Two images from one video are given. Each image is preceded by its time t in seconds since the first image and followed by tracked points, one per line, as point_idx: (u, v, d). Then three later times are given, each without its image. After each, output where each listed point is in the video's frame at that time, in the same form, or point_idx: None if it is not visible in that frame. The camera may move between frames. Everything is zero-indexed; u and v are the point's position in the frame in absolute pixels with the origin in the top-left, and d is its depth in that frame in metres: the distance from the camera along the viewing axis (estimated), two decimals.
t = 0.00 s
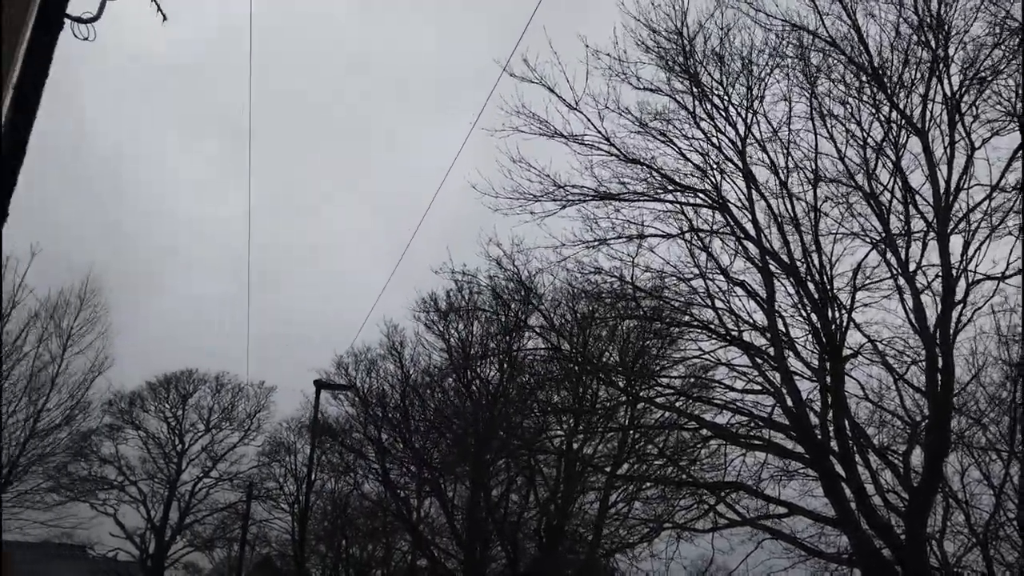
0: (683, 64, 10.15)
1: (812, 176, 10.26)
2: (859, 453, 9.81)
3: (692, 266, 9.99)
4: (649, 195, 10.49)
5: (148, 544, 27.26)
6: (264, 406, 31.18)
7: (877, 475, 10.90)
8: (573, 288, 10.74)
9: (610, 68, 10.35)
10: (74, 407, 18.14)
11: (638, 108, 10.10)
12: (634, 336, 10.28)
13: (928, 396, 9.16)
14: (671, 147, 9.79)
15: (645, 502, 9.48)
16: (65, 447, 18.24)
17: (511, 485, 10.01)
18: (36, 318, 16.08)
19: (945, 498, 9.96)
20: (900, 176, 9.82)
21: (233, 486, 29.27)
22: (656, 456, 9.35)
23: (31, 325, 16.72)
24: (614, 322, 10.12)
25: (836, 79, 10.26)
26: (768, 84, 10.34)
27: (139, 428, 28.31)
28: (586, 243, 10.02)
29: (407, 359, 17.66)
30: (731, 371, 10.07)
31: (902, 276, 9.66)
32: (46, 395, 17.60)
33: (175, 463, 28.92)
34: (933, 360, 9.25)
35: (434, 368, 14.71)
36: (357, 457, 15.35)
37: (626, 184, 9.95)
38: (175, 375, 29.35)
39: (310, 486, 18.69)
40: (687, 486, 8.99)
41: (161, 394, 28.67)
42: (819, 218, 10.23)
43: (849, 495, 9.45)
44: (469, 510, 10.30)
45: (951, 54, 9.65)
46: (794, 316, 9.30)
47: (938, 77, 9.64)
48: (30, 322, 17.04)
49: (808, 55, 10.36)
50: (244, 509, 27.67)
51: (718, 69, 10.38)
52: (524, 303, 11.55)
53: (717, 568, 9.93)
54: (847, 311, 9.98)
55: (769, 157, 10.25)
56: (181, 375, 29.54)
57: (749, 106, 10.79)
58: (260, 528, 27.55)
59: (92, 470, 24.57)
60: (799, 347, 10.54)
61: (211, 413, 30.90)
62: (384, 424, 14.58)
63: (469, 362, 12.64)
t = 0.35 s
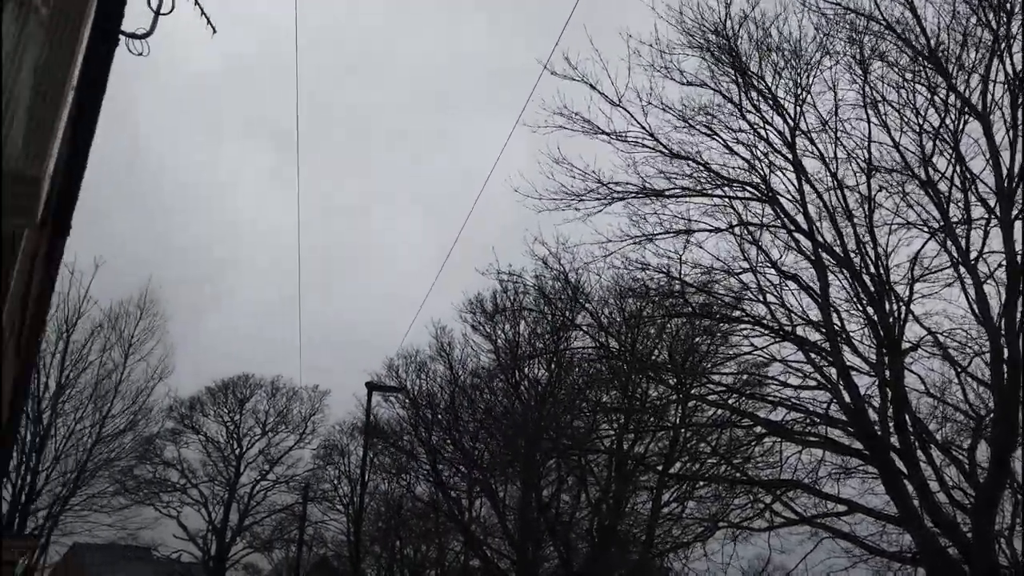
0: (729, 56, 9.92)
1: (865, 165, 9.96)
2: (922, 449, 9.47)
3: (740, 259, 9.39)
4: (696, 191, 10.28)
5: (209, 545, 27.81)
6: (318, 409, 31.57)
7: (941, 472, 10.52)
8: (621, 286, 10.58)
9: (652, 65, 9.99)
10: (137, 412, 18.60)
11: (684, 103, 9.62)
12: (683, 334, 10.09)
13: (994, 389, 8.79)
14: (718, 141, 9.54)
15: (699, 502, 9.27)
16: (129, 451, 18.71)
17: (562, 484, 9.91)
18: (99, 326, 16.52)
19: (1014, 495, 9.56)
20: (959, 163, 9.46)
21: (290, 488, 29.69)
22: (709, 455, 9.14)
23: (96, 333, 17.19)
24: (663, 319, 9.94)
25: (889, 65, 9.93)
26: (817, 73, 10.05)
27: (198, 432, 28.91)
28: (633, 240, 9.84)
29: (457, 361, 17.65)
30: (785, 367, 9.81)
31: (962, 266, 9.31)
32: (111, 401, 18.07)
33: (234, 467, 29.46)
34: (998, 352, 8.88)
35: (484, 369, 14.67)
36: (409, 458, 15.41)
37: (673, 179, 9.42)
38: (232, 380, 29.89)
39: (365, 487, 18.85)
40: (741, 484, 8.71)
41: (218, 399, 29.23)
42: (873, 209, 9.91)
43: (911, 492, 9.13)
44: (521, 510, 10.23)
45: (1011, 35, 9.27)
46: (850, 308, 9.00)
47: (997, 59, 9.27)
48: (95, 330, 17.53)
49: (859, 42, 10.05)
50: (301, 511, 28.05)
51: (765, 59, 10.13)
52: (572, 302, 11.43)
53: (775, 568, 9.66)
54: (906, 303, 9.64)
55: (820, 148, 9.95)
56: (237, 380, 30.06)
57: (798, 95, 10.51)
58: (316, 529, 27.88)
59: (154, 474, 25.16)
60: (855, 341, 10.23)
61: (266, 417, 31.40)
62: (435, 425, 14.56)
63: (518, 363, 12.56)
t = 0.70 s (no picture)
0: (767, 48, 9.71)
1: (911, 155, 9.68)
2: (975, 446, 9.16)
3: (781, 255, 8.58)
4: (736, 186, 10.09)
5: (256, 546, 28.18)
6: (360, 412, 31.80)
7: (996, 469, 10.19)
8: (660, 284, 10.42)
9: (687, 60, 9.57)
10: (185, 416, 18.88)
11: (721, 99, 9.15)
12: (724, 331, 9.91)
13: None
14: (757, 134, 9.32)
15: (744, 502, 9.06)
16: (178, 455, 19.01)
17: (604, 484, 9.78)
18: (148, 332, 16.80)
19: None
20: (1010, 150, 9.14)
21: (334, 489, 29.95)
22: (754, 454, 8.94)
23: (145, 339, 17.49)
24: (703, 316, 9.76)
25: (934, 52, 9.64)
26: (859, 63, 9.80)
27: (244, 435, 29.29)
28: (671, 237, 9.68)
29: (496, 360, 17.58)
30: (831, 363, 9.57)
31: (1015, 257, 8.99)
32: (160, 405, 18.35)
33: (279, 469, 29.79)
34: None
35: (524, 369, 14.59)
36: (450, 459, 15.40)
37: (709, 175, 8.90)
38: (276, 384, 30.22)
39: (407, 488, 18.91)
40: (786, 482, 8.45)
41: (263, 403, 29.59)
42: (920, 200, 9.63)
43: (965, 490, 8.83)
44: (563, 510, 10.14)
45: None
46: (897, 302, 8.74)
47: None
48: (144, 336, 17.82)
49: (902, 29, 9.78)
50: (345, 512, 28.26)
51: (805, 50, 9.91)
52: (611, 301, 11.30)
53: (823, 567, 9.44)
54: (956, 297, 9.35)
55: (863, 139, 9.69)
56: (281, 383, 30.39)
57: (840, 86, 10.26)
58: (360, 530, 28.07)
59: (203, 476, 25.55)
60: (903, 337, 9.95)
61: (309, 419, 31.70)
62: (475, 425, 14.51)
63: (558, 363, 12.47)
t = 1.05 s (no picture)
0: (793, 43, 9.59)
1: (941, 148, 9.51)
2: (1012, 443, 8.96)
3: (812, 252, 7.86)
4: (763, 183, 9.98)
5: (288, 547, 28.37)
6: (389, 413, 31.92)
7: None
8: (686, 282, 10.32)
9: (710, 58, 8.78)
10: (217, 419, 19.07)
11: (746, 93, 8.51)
12: (752, 329, 9.79)
13: None
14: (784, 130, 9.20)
15: (775, 501, 8.92)
16: (210, 457, 19.20)
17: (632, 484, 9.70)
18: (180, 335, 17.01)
19: None
20: None
21: (363, 490, 30.10)
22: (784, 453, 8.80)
23: (177, 342, 17.72)
24: (731, 314, 9.64)
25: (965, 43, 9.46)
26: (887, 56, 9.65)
27: (275, 437, 29.54)
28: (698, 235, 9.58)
29: (522, 360, 17.56)
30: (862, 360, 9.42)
31: None
32: (192, 408, 18.56)
33: (309, 470, 29.99)
34: None
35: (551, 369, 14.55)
36: (478, 460, 15.40)
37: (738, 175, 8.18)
38: (305, 386, 30.43)
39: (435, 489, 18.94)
40: (818, 481, 8.27)
41: (293, 405, 29.83)
42: (952, 194, 9.45)
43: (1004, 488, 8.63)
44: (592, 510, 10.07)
45: None
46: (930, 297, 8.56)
47: None
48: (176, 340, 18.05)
49: (931, 20, 9.61)
50: (375, 513, 28.37)
51: (831, 44, 9.77)
52: (637, 300, 11.22)
53: (857, 567, 9.28)
54: (990, 291, 9.16)
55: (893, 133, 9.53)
56: (310, 386, 30.61)
57: (868, 80, 10.11)
58: (389, 531, 28.17)
59: (234, 478, 25.80)
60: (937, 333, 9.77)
61: (338, 421, 31.90)
62: (503, 425, 14.50)
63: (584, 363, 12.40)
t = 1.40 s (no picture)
0: (806, 40, 9.52)
1: (958, 144, 9.41)
2: None
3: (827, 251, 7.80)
4: (776, 181, 9.92)
5: (305, 548, 28.45)
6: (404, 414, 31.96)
7: None
8: (701, 281, 10.26)
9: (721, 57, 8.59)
10: (234, 420, 19.16)
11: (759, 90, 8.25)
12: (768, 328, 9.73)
13: None
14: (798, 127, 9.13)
15: (792, 501, 8.84)
16: (228, 459, 19.30)
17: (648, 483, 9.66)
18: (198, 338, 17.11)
19: None
20: None
21: (379, 491, 30.15)
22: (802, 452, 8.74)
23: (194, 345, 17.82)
24: (746, 313, 9.58)
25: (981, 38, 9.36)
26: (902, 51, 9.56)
27: (291, 438, 29.65)
28: (712, 234, 9.53)
29: (537, 360, 17.53)
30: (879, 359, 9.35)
31: None
32: (210, 410, 18.67)
33: (325, 471, 30.09)
34: None
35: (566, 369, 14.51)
36: (494, 460, 15.39)
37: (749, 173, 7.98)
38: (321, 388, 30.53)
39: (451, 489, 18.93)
40: (836, 481, 8.20)
41: (309, 406, 29.93)
42: (969, 189, 9.35)
43: None
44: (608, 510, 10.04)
45: None
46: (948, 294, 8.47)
47: None
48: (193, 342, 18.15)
49: (947, 15, 9.52)
50: (391, 514, 28.42)
51: (845, 40, 9.69)
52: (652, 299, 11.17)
53: (876, 566, 9.21)
54: (1009, 288, 9.06)
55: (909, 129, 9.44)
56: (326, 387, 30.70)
57: (883, 75, 10.02)
58: (406, 531, 28.21)
59: (251, 479, 25.93)
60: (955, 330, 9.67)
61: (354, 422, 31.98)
62: (518, 425, 14.48)
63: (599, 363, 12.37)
